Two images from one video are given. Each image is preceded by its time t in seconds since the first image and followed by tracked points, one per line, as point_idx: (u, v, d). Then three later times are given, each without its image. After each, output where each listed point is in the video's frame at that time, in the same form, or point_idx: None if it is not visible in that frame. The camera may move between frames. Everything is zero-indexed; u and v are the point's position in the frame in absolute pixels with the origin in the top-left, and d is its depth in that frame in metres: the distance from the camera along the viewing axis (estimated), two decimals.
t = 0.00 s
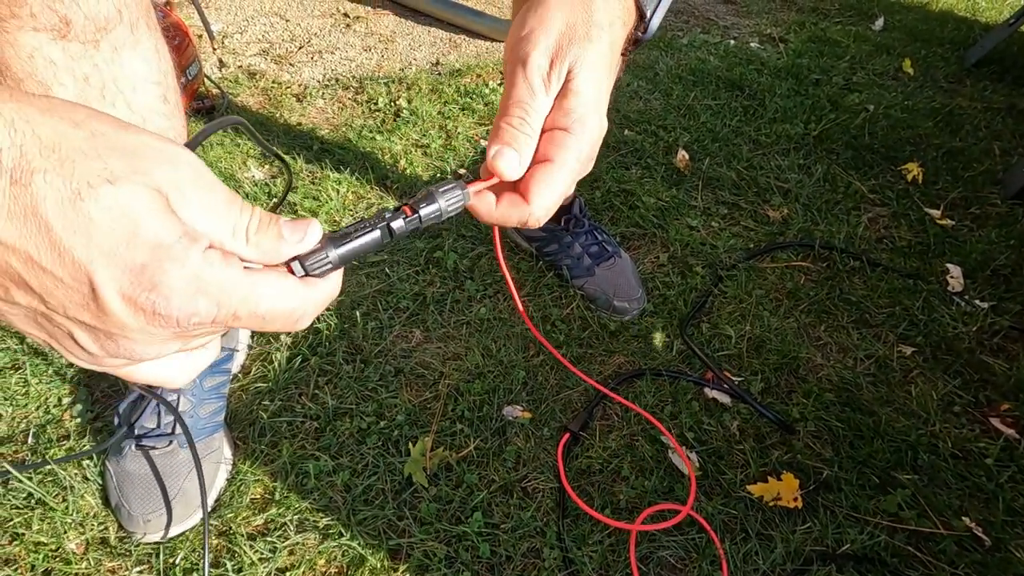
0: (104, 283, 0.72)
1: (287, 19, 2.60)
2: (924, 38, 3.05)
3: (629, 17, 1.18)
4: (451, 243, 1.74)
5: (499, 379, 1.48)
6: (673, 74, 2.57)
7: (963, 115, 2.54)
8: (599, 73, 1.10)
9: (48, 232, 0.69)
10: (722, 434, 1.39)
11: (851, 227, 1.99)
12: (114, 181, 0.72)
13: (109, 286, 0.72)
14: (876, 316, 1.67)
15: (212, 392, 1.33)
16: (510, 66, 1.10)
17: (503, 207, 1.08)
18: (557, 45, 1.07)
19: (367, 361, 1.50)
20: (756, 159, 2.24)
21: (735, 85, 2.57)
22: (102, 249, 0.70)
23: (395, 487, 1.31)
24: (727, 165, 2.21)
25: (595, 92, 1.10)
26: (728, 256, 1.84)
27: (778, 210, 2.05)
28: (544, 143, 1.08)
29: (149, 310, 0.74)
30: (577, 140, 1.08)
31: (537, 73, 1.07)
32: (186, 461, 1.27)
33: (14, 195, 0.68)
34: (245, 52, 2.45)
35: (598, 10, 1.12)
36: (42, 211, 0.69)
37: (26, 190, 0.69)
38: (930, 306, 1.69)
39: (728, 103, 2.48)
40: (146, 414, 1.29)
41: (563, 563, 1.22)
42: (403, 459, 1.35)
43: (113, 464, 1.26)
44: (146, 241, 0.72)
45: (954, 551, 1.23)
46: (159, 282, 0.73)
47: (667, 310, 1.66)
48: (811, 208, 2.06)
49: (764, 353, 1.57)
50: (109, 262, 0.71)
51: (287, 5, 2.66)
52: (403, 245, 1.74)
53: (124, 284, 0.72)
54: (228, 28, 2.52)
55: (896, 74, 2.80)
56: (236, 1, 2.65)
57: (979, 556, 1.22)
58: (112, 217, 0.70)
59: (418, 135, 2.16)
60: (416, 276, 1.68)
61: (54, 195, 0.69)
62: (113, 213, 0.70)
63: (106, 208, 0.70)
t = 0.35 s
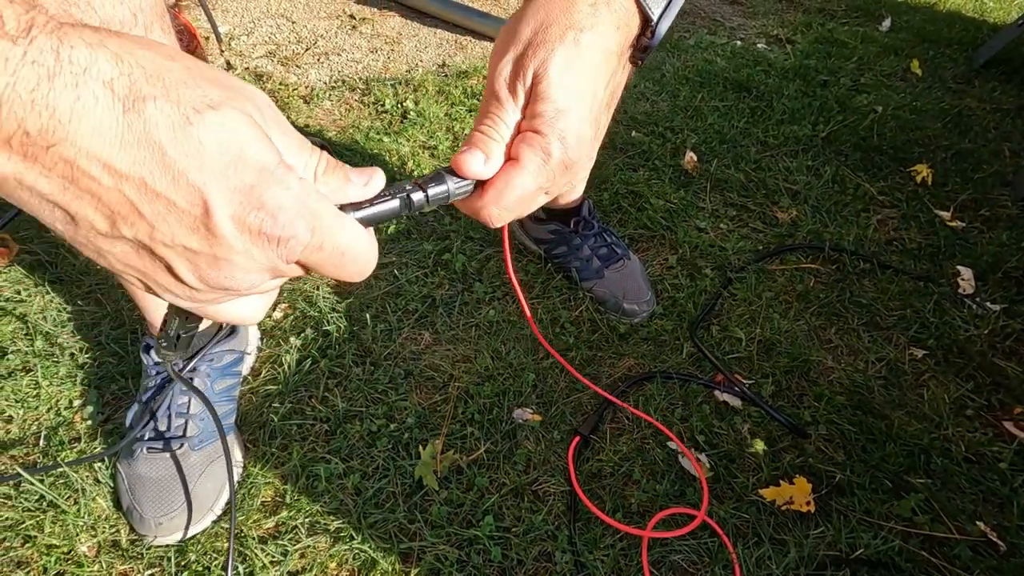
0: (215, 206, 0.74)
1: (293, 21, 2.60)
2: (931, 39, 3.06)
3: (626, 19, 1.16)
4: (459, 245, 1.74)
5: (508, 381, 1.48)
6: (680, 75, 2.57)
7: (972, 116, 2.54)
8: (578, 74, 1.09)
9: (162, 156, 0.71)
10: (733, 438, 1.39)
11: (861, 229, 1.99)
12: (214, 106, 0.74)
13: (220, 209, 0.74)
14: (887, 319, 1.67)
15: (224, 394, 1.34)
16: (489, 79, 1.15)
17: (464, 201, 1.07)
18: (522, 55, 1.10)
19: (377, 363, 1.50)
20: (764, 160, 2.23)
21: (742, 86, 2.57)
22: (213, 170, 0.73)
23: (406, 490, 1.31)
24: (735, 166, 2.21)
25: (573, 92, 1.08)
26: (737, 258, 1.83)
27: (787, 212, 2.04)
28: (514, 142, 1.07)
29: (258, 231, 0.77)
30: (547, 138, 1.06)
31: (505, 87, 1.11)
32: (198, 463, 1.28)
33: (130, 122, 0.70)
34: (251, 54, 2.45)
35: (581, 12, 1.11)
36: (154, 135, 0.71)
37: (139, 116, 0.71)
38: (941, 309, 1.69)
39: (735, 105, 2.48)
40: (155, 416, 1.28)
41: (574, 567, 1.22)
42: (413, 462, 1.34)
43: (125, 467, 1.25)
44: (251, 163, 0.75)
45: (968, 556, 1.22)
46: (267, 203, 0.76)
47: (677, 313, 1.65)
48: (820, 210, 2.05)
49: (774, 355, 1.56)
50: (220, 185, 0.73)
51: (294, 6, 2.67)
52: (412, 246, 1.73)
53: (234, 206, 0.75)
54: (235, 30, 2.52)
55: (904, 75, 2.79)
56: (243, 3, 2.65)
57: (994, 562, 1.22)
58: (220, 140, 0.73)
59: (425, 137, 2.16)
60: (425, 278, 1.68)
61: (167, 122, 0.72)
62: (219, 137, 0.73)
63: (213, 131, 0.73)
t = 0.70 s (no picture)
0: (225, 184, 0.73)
1: (295, 21, 2.60)
2: (934, 39, 3.06)
3: (628, 16, 1.16)
4: (461, 245, 1.74)
5: (510, 382, 1.47)
6: (683, 76, 2.56)
7: (975, 116, 2.53)
8: (576, 69, 1.08)
9: (169, 135, 0.70)
10: (736, 439, 1.38)
11: (864, 229, 1.98)
12: (222, 85, 0.73)
13: (230, 187, 0.73)
14: (891, 320, 1.66)
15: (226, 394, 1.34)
16: (485, 68, 1.12)
17: (457, 194, 1.02)
18: (523, 48, 1.08)
19: (378, 363, 1.50)
20: (767, 160, 2.23)
21: (745, 86, 2.57)
22: (221, 148, 0.72)
23: (408, 491, 1.30)
24: (738, 167, 2.20)
25: (571, 88, 1.07)
26: (739, 259, 1.83)
27: (790, 213, 2.04)
28: (509, 134, 1.05)
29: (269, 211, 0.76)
30: (542, 132, 1.03)
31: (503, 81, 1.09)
32: (200, 464, 1.27)
33: (136, 102, 0.70)
34: (254, 55, 2.45)
35: (585, 10, 1.12)
36: (162, 114, 0.70)
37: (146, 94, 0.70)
38: (945, 310, 1.68)
39: (738, 105, 2.48)
40: (157, 417, 1.28)
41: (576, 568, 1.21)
42: (415, 463, 1.34)
43: (127, 467, 1.25)
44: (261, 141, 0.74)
45: (973, 559, 1.21)
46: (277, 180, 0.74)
47: (679, 314, 1.64)
48: (823, 210, 2.04)
49: (777, 356, 1.55)
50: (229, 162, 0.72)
51: (297, 7, 2.67)
52: (414, 247, 1.73)
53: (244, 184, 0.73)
54: (237, 31, 2.52)
55: (908, 75, 2.79)
56: (245, 4, 2.65)
57: (1000, 564, 1.21)
58: (229, 117, 0.72)
59: (427, 137, 2.16)
60: (427, 278, 1.67)
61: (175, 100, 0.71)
62: (227, 113, 0.72)
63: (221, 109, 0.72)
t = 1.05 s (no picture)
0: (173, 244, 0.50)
1: (297, 24, 2.62)
2: (936, 42, 3.07)
3: None
4: (461, 249, 1.74)
5: (510, 386, 1.47)
6: (683, 79, 2.57)
7: (976, 119, 2.54)
8: None
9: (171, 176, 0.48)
10: (735, 443, 1.38)
11: (865, 233, 1.98)
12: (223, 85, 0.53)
13: (171, 233, 0.49)
14: (890, 324, 1.66)
15: (225, 400, 1.36)
16: None
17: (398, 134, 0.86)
18: None
19: (378, 367, 1.50)
20: (768, 163, 2.23)
21: (745, 90, 2.57)
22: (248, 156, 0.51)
23: (407, 495, 1.31)
24: (738, 170, 2.21)
25: None
26: (739, 262, 1.83)
27: (790, 216, 2.04)
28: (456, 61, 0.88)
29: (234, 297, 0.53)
30: (492, 54, 0.86)
31: None
32: (200, 468, 1.28)
33: (38, 118, 0.45)
34: (257, 58, 2.46)
35: None
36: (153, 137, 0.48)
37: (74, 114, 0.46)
38: (944, 314, 1.69)
39: (738, 109, 2.49)
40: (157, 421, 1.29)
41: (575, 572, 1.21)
42: (414, 467, 1.34)
43: (127, 471, 1.25)
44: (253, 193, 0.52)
45: (973, 564, 1.21)
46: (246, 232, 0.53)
47: (679, 318, 1.64)
48: (824, 213, 2.04)
49: (777, 360, 1.55)
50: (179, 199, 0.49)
51: (300, 11, 2.68)
52: (414, 251, 1.74)
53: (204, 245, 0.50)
54: (240, 34, 2.53)
55: (909, 78, 2.79)
56: (248, 8, 2.66)
57: (999, 570, 1.20)
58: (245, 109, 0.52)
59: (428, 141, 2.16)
60: (427, 282, 1.68)
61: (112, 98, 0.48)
62: (232, 176, 0.50)
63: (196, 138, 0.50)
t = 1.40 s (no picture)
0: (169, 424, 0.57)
1: (298, 28, 2.64)
2: (933, 47, 3.10)
3: None
4: (459, 253, 1.76)
5: (507, 388, 1.49)
6: (681, 84, 2.59)
7: (973, 123, 2.56)
8: None
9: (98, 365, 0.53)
10: (729, 445, 1.39)
11: (860, 236, 1.99)
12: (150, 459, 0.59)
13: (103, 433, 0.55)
14: (885, 327, 1.68)
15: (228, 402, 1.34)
16: None
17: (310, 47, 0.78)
18: None
19: (377, 369, 1.52)
20: (765, 167, 2.25)
21: (743, 94, 2.59)
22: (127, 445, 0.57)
23: (404, 496, 1.32)
24: (735, 174, 2.22)
25: None
26: (735, 266, 1.84)
27: (786, 219, 2.05)
28: None
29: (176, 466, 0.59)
30: None
31: None
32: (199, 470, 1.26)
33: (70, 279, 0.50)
34: (258, 62, 2.48)
35: None
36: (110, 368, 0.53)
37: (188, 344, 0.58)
38: (938, 317, 1.70)
39: (735, 113, 2.50)
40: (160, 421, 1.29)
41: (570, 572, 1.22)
42: (412, 468, 1.36)
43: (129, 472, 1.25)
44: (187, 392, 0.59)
45: (963, 565, 1.22)
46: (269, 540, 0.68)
47: (675, 321, 1.66)
48: (820, 217, 2.06)
49: (772, 363, 1.57)
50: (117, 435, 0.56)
51: (301, 15, 2.70)
52: (412, 254, 1.76)
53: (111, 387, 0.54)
54: (241, 38, 2.55)
55: (906, 82, 2.81)
56: (250, 13, 2.68)
57: (989, 571, 1.22)
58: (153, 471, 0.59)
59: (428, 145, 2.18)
60: (426, 284, 1.69)
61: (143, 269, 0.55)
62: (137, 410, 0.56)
63: (308, 483, 0.69)
